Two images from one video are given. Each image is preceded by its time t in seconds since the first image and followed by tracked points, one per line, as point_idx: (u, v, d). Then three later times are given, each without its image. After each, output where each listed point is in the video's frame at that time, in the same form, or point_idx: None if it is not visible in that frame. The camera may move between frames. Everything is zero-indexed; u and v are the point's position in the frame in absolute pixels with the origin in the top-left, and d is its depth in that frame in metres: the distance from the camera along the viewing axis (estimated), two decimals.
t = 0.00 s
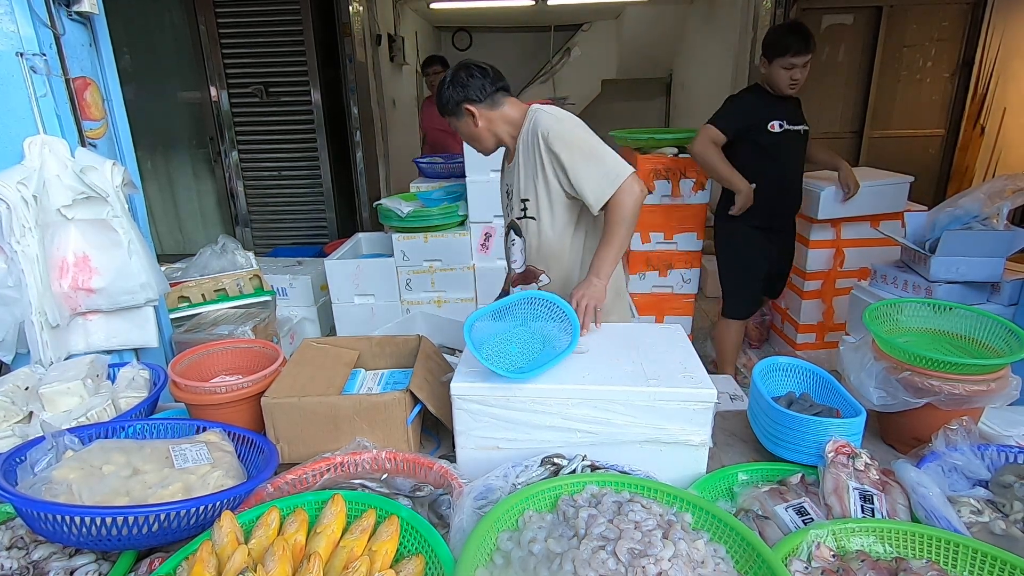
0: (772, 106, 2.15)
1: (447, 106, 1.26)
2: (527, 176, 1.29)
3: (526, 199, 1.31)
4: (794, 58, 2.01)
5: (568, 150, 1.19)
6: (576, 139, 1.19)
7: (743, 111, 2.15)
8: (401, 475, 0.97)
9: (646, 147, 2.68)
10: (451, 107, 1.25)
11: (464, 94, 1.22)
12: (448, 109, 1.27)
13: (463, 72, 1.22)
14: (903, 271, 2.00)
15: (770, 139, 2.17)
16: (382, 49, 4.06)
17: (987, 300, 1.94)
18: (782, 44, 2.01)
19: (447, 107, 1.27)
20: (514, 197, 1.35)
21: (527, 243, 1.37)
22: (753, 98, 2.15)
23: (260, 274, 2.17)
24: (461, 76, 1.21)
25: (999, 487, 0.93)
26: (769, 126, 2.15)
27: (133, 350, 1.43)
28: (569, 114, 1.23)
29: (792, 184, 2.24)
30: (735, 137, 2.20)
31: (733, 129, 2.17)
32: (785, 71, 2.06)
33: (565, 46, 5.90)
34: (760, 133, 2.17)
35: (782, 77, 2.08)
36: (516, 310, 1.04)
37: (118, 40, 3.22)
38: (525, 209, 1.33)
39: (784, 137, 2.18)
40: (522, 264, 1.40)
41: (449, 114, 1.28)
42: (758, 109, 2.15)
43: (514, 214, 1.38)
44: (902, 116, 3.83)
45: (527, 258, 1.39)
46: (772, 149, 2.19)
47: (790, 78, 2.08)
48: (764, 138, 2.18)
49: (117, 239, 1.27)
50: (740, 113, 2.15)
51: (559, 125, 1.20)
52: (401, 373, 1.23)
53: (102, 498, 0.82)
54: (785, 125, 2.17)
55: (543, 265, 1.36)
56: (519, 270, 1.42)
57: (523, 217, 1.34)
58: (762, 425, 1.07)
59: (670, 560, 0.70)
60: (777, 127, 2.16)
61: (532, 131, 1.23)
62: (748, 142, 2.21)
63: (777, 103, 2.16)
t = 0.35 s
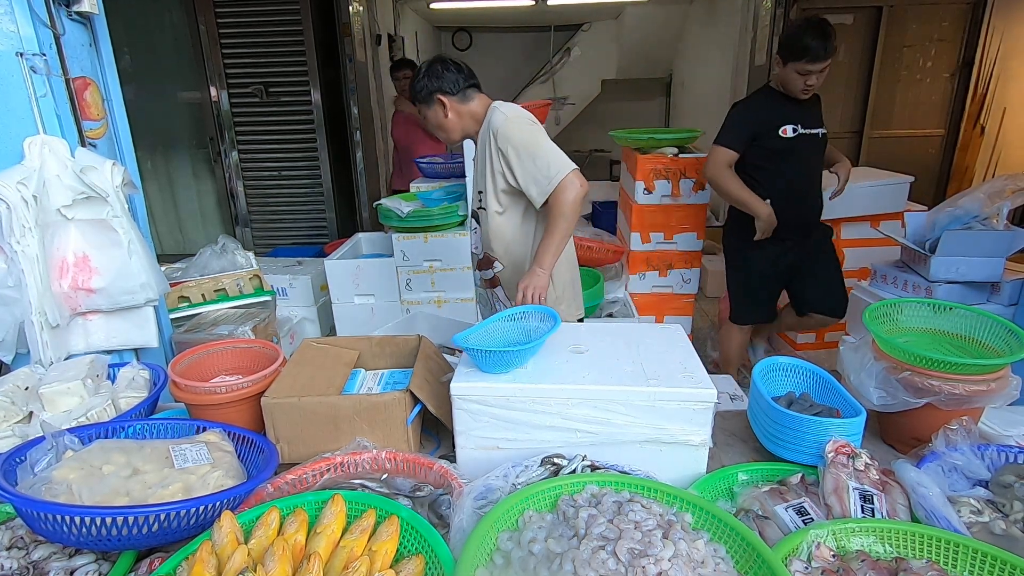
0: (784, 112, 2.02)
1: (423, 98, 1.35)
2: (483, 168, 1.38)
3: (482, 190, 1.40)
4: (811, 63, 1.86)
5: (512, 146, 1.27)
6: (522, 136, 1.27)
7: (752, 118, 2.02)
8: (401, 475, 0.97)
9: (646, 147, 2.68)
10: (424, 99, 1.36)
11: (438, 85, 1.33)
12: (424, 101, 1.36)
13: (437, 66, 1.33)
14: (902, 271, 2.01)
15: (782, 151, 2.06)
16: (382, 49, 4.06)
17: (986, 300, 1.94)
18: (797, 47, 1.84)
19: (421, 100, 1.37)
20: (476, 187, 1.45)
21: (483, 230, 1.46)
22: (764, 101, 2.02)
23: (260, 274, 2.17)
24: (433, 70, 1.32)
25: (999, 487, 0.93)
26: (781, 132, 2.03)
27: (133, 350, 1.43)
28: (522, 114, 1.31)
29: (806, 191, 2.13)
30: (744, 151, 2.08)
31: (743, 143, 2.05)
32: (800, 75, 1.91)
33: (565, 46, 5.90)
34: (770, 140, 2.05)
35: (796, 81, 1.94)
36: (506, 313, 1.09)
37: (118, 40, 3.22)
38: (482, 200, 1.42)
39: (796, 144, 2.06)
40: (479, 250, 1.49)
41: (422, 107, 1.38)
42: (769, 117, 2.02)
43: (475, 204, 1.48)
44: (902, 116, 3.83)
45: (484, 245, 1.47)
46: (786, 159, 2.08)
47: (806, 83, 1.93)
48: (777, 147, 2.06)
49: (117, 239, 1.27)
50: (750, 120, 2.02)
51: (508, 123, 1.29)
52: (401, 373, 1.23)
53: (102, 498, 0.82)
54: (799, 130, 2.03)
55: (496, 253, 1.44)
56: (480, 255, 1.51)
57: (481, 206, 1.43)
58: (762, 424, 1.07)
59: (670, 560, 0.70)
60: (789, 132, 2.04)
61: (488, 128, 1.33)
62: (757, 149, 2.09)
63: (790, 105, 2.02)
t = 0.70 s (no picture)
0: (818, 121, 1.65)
1: (462, 74, 1.20)
2: (501, 161, 1.35)
3: (495, 183, 1.37)
4: (850, 67, 1.47)
5: (546, 142, 1.30)
6: (554, 133, 1.31)
7: (768, 120, 1.69)
8: (401, 475, 0.97)
9: (645, 148, 2.68)
10: (456, 78, 1.21)
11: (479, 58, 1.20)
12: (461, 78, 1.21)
13: (468, 38, 1.20)
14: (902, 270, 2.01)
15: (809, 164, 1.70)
16: (382, 49, 4.07)
17: (987, 300, 1.94)
18: (833, 44, 1.47)
19: (454, 78, 1.20)
20: (481, 180, 1.40)
21: (489, 224, 1.42)
22: (788, 107, 1.67)
23: (259, 274, 2.17)
24: (469, 43, 1.19)
25: (999, 487, 0.93)
26: (801, 140, 1.68)
27: (133, 350, 1.43)
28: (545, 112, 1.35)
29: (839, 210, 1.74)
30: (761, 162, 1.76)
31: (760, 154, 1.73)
32: (838, 78, 1.53)
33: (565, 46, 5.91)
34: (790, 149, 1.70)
35: (833, 85, 1.55)
36: (498, 312, 1.10)
37: (118, 40, 3.21)
38: (494, 193, 1.39)
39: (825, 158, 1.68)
40: (484, 245, 1.45)
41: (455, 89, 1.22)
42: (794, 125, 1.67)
43: (477, 197, 1.43)
44: (902, 116, 3.83)
45: (488, 240, 1.44)
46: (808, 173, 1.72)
47: (845, 89, 1.54)
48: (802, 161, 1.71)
49: (117, 240, 1.27)
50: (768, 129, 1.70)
51: (538, 119, 1.31)
52: (401, 373, 1.23)
53: (102, 498, 0.82)
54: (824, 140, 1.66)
55: (503, 247, 1.42)
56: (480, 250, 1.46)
57: (490, 200, 1.40)
58: (762, 425, 1.07)
59: (670, 560, 0.70)
60: (812, 140, 1.67)
61: (513, 122, 1.33)
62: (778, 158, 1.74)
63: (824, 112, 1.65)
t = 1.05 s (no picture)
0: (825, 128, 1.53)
1: (541, 68, 1.11)
2: (569, 172, 1.36)
3: (565, 194, 1.37)
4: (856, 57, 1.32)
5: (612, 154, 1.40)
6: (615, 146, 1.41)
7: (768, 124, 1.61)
8: (401, 475, 0.97)
9: (645, 148, 2.68)
10: (535, 73, 1.12)
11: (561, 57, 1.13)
12: (537, 72, 1.12)
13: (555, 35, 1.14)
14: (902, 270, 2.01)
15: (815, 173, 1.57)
16: (382, 49, 4.07)
17: (987, 300, 1.94)
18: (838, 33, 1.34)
19: (534, 71, 1.12)
20: (545, 191, 1.36)
21: (552, 237, 1.40)
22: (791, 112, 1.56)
23: (259, 274, 2.17)
24: (557, 40, 1.13)
25: (999, 487, 0.93)
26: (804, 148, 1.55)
27: (133, 350, 1.43)
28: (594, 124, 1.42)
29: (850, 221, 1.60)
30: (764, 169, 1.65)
31: (761, 164, 1.63)
32: (844, 73, 1.38)
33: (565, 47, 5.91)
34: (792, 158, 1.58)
35: (838, 82, 1.40)
36: (494, 313, 1.10)
37: (118, 40, 3.19)
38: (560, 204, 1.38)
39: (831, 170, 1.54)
40: (544, 260, 1.42)
41: (530, 84, 1.13)
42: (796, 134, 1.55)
43: (537, 209, 1.38)
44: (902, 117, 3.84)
45: (550, 253, 1.41)
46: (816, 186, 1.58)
47: (852, 86, 1.38)
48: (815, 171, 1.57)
49: (116, 240, 1.27)
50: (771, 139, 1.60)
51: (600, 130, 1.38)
52: (401, 373, 1.23)
53: (102, 498, 0.82)
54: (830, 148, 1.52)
55: (563, 259, 1.43)
56: (539, 266, 1.42)
57: (555, 212, 1.38)
58: (762, 425, 1.07)
59: (670, 560, 0.70)
60: (816, 149, 1.54)
61: (582, 133, 1.36)
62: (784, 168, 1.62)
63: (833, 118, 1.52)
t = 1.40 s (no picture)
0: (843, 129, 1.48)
1: (561, 58, 1.08)
2: (620, 173, 1.33)
3: (616, 198, 1.34)
4: (866, 50, 1.28)
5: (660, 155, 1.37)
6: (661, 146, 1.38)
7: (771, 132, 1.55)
8: (401, 475, 0.97)
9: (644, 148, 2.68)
10: (554, 62, 1.09)
11: (591, 52, 1.08)
12: (555, 62, 1.09)
13: (589, 27, 1.09)
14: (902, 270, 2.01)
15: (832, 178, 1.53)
16: (382, 50, 4.07)
17: (987, 300, 1.94)
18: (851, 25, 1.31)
19: (552, 60, 1.09)
20: (597, 194, 1.33)
21: (603, 242, 1.38)
22: (805, 114, 1.49)
23: (260, 274, 2.17)
24: (590, 32, 1.08)
25: (999, 487, 0.93)
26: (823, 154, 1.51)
27: (133, 350, 1.43)
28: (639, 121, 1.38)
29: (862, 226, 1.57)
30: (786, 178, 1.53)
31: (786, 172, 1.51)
32: (851, 68, 1.34)
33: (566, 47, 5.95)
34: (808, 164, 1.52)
35: (844, 77, 1.36)
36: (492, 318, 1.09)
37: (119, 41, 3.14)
38: (612, 208, 1.35)
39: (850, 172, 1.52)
40: (596, 267, 1.40)
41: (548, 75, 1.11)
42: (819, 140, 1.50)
43: (587, 213, 1.35)
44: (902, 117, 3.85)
45: (602, 259, 1.39)
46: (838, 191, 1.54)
47: (857, 83, 1.34)
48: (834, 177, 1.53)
49: (117, 240, 1.27)
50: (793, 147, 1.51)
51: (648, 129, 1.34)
52: (401, 373, 1.23)
53: (102, 498, 0.82)
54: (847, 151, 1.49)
55: (614, 265, 1.42)
56: (590, 273, 1.41)
57: (607, 216, 1.35)
58: (762, 425, 1.07)
59: (670, 560, 0.70)
60: (834, 153, 1.50)
61: (631, 132, 1.31)
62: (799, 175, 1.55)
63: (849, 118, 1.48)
